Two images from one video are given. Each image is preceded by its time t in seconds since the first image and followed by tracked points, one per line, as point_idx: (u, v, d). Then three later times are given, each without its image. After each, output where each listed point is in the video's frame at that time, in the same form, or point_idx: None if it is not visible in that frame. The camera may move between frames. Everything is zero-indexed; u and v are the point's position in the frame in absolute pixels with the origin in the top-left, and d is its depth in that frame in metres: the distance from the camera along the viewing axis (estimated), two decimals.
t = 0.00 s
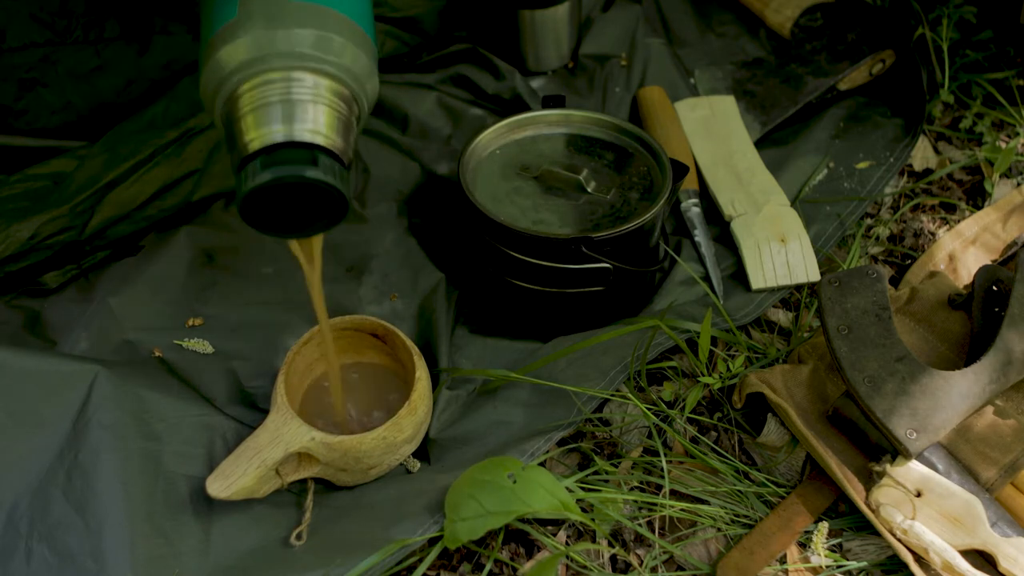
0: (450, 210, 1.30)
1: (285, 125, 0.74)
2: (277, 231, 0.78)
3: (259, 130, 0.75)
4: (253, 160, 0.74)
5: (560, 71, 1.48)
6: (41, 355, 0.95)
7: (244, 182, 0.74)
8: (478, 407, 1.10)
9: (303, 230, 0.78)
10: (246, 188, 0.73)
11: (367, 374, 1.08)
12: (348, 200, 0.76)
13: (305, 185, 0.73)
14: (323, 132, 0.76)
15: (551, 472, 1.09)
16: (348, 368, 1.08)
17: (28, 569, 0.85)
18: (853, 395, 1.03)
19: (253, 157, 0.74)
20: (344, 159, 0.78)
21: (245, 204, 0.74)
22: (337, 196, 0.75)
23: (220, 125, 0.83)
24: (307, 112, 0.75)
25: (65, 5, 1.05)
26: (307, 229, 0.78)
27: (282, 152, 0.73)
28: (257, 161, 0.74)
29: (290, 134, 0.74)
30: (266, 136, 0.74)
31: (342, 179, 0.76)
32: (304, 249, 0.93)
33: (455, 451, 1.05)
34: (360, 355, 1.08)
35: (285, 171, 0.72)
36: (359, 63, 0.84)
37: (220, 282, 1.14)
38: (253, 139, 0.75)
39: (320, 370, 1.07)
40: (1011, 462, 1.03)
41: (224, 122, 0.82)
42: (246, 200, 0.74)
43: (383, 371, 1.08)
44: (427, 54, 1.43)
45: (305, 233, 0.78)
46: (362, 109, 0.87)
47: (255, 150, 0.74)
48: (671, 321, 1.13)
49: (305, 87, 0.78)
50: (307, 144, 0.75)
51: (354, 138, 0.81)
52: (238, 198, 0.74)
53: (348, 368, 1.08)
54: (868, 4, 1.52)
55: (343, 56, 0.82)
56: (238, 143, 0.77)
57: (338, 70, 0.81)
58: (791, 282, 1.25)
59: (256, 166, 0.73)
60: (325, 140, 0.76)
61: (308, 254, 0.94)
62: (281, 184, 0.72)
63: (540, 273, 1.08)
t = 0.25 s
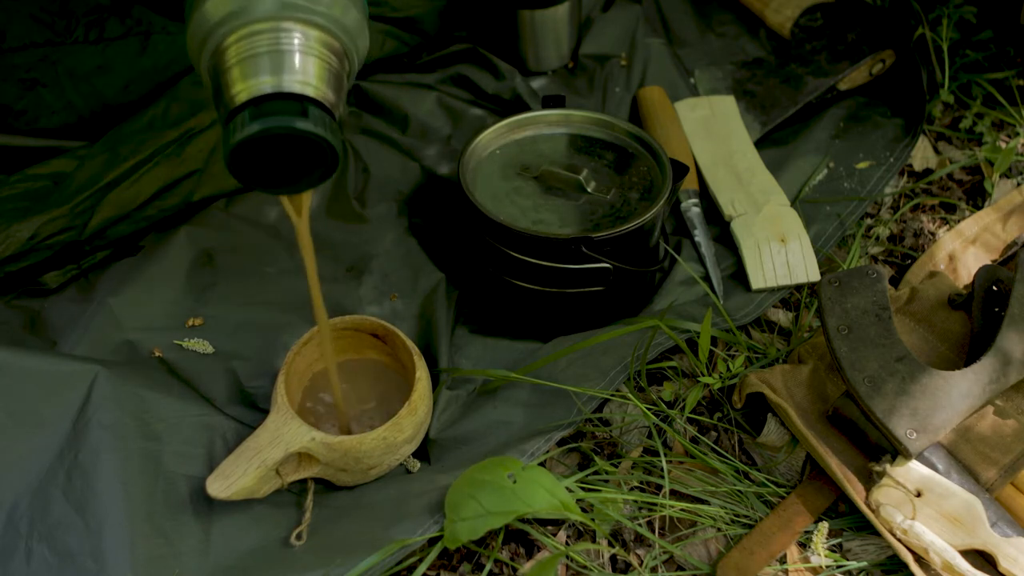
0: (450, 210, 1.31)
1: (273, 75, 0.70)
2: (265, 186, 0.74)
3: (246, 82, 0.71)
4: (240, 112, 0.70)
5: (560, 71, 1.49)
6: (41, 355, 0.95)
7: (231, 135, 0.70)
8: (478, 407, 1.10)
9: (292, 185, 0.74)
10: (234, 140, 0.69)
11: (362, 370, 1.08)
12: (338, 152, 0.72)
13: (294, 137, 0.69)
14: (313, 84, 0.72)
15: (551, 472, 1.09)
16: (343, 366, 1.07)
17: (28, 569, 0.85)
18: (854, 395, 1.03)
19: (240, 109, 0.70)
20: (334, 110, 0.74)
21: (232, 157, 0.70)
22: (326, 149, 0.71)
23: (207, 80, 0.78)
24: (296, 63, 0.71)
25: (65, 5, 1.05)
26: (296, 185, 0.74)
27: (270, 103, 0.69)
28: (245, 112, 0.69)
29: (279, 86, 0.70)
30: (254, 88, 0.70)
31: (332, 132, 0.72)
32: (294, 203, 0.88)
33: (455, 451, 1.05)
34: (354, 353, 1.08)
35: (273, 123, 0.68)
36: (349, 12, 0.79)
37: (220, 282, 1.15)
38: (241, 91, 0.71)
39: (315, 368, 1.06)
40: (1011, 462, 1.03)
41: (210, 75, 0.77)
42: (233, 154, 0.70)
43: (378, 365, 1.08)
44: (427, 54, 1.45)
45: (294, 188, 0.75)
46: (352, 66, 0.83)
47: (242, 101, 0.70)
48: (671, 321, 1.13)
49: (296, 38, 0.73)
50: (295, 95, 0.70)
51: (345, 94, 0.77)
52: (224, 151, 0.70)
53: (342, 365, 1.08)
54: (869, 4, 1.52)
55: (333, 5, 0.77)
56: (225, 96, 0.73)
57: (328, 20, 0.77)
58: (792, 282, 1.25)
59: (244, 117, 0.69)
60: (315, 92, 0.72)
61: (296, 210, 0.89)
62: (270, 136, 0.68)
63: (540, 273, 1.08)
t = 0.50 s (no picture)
0: (450, 210, 1.31)
1: (279, 37, 0.70)
2: (275, 150, 0.74)
3: (253, 46, 0.71)
4: (248, 76, 0.70)
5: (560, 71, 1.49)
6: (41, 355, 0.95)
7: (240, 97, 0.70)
8: (478, 407, 1.10)
9: (302, 147, 0.74)
10: (243, 102, 0.69)
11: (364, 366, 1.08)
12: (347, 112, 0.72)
13: (303, 99, 0.69)
14: (321, 46, 0.72)
15: (551, 472, 1.09)
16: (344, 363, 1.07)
17: (28, 569, 0.85)
18: (854, 395, 1.03)
19: (248, 72, 0.70)
20: (341, 71, 0.74)
21: (241, 121, 0.70)
22: (334, 109, 0.71)
23: (214, 46, 0.78)
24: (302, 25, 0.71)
25: (65, 5, 1.05)
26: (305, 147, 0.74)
27: (278, 65, 0.69)
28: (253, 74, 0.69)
29: (287, 48, 0.70)
30: (260, 51, 0.70)
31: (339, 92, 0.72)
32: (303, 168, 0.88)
33: (455, 451, 1.05)
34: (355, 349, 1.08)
35: (281, 83, 0.68)
36: None
37: (220, 282, 1.15)
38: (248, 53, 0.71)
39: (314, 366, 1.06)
40: (1011, 462, 1.03)
41: (217, 41, 0.77)
42: (243, 117, 0.70)
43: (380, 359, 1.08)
44: (427, 54, 1.45)
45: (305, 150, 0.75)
46: (358, 30, 0.83)
47: (249, 65, 0.70)
48: (671, 321, 1.13)
49: None
50: (303, 57, 0.70)
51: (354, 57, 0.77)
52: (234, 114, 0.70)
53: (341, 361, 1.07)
54: (869, 4, 1.52)
55: None
56: (232, 61, 0.73)
57: None
58: (792, 282, 1.25)
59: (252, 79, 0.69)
60: (323, 55, 0.72)
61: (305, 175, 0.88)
62: (279, 98, 0.68)
63: (540, 273, 1.08)
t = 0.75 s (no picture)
0: (450, 210, 1.30)
1: (286, 13, 0.70)
2: (281, 127, 0.74)
3: (259, 21, 0.71)
4: (255, 51, 0.71)
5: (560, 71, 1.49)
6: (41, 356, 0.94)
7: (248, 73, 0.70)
8: (478, 407, 1.10)
9: (310, 123, 0.74)
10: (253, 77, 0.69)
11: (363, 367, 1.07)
12: (355, 87, 0.73)
13: (311, 74, 0.70)
14: (328, 22, 0.72)
15: (551, 472, 1.09)
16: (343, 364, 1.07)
17: (28, 569, 0.85)
18: (853, 395, 1.03)
19: (255, 48, 0.71)
20: (347, 47, 0.75)
21: (250, 97, 0.70)
22: (342, 85, 0.72)
23: (221, 21, 0.78)
24: (309, 0, 0.71)
25: (65, 5, 1.05)
26: (313, 124, 0.75)
27: (286, 41, 0.70)
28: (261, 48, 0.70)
29: (294, 24, 0.70)
30: (267, 27, 0.70)
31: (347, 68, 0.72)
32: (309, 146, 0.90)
33: (455, 451, 1.05)
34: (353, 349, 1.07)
35: (290, 58, 0.68)
36: None
37: (220, 282, 1.15)
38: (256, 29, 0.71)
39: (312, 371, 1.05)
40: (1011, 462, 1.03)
41: (222, 20, 0.78)
42: (251, 93, 0.70)
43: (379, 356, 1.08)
44: (427, 54, 1.45)
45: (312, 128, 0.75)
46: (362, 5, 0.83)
47: (256, 41, 0.71)
48: (671, 321, 1.13)
49: None
50: (310, 32, 0.71)
51: (360, 34, 0.78)
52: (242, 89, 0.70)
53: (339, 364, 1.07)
54: (869, 4, 1.52)
55: None
56: (238, 37, 0.73)
57: None
58: (792, 282, 1.25)
59: (260, 54, 0.69)
60: (330, 30, 0.72)
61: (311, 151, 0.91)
62: (288, 73, 0.69)
63: (540, 273, 1.08)
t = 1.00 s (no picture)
0: (450, 210, 1.31)
1: None
2: (275, 110, 0.74)
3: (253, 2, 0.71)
4: (249, 32, 0.70)
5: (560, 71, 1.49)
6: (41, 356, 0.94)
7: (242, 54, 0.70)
8: (478, 407, 1.10)
9: (303, 105, 0.74)
10: (246, 59, 0.69)
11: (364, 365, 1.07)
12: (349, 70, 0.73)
13: (306, 56, 0.70)
14: (323, 4, 0.72)
15: (551, 472, 1.09)
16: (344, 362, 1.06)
17: (28, 569, 0.85)
18: (854, 395, 1.03)
19: (248, 29, 0.70)
20: (341, 30, 0.75)
21: (243, 78, 0.70)
22: (337, 67, 0.72)
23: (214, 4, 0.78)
24: None
25: (65, 5, 1.05)
26: (306, 108, 0.75)
27: (280, 22, 0.70)
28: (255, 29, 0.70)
29: (289, 5, 0.70)
30: (261, 7, 0.70)
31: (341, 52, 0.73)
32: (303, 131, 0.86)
33: (455, 451, 1.05)
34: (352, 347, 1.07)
35: (284, 39, 0.68)
36: None
37: (220, 282, 1.15)
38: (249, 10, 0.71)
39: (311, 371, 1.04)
40: (1011, 462, 1.03)
41: (216, 3, 0.78)
42: (244, 74, 0.70)
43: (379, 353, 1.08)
44: (427, 54, 1.45)
45: (305, 111, 0.75)
46: None
47: (250, 22, 0.70)
48: (671, 321, 1.13)
49: None
50: (304, 14, 0.71)
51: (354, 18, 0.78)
52: (235, 70, 0.70)
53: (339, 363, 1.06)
54: (869, 4, 1.52)
55: None
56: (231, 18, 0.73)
57: None
58: (792, 282, 1.25)
59: (254, 35, 0.69)
60: (325, 12, 0.72)
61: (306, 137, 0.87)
62: (282, 54, 0.69)
63: (540, 273, 1.08)
